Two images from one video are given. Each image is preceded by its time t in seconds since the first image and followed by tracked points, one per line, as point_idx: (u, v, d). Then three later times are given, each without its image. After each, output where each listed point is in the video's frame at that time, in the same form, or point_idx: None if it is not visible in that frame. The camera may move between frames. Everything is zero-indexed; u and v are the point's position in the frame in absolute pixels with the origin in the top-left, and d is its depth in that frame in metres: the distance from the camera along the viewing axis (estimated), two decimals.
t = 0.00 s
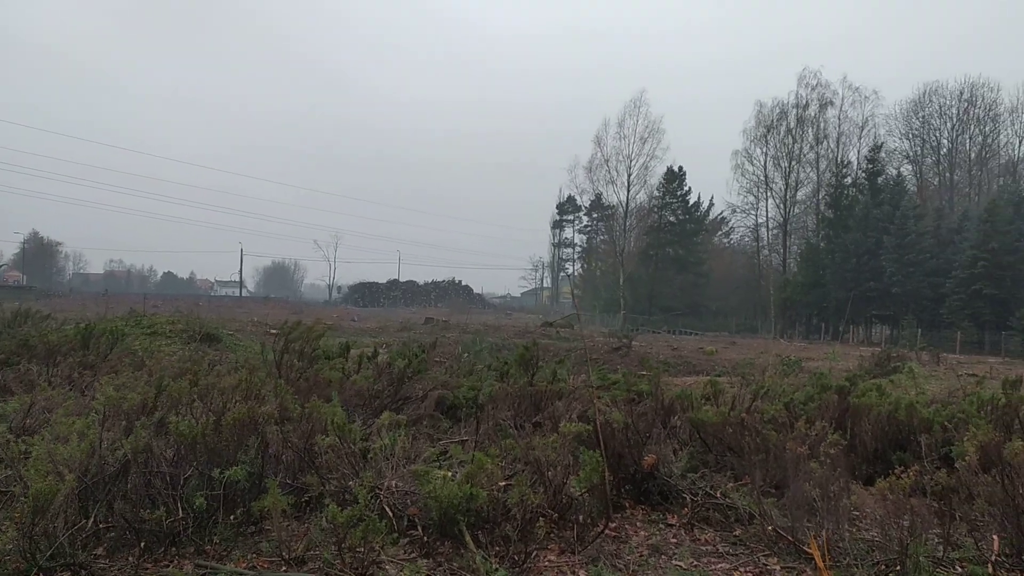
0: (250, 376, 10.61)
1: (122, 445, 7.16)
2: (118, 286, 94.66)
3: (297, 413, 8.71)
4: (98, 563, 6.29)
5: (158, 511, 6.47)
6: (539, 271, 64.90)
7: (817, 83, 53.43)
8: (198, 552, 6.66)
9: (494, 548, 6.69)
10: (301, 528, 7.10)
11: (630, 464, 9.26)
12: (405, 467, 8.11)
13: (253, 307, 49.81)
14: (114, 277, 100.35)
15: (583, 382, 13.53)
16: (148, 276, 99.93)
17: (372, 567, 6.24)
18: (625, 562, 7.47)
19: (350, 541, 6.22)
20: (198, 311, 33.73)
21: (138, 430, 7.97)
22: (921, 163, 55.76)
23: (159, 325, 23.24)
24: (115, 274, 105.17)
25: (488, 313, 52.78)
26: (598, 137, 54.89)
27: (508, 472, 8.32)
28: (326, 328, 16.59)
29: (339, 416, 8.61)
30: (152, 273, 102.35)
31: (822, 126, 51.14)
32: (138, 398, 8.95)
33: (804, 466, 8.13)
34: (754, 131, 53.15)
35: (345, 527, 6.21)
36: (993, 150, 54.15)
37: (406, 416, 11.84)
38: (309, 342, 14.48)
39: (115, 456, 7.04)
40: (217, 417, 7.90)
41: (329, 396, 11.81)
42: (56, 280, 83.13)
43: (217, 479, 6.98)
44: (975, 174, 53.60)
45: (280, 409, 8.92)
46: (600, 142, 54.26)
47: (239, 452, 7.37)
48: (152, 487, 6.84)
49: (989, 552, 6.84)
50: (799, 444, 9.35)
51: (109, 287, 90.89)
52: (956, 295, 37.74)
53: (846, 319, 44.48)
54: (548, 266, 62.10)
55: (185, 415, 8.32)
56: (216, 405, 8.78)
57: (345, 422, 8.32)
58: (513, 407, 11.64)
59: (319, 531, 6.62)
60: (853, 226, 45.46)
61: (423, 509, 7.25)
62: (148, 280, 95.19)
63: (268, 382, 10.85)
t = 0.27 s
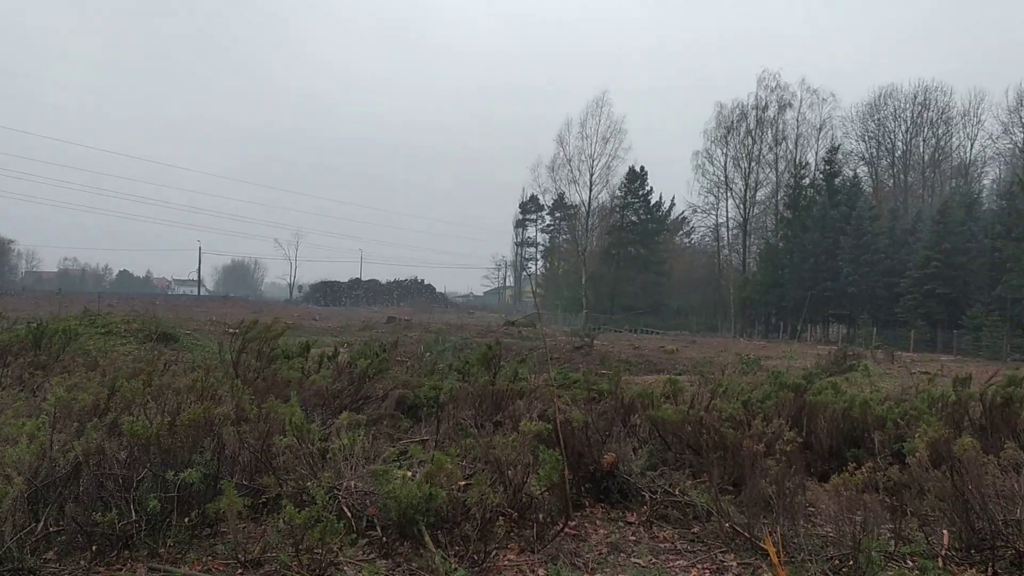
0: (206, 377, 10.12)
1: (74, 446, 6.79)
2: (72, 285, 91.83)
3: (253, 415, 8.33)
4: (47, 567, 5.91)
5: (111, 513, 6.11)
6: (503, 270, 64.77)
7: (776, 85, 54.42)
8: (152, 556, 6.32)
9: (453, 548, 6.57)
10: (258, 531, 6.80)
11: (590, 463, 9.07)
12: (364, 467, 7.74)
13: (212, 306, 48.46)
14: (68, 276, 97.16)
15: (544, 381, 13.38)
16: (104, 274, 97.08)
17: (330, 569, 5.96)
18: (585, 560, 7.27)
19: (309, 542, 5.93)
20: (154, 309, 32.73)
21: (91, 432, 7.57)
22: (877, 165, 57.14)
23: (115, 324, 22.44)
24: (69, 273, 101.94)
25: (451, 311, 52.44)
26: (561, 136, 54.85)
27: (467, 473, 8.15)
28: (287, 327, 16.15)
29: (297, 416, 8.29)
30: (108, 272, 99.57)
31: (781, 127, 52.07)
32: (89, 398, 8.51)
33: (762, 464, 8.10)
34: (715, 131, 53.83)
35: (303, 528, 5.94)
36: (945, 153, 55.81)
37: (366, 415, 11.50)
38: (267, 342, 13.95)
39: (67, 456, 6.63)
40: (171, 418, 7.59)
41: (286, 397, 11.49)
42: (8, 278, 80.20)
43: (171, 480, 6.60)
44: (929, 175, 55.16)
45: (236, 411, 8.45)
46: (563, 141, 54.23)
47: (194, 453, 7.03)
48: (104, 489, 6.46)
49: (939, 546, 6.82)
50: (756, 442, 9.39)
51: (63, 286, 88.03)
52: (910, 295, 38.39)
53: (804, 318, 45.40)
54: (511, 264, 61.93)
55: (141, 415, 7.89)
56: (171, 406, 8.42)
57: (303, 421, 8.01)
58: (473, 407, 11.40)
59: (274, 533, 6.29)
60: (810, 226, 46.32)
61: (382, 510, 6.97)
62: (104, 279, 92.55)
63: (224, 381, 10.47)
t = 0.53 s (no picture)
0: (158, 377, 9.62)
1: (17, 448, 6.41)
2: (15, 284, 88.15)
3: (206, 414, 7.89)
4: None
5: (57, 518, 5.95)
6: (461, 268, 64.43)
7: (732, 87, 55.31)
8: (101, 560, 6.27)
9: (410, 549, 6.44)
10: (211, 533, 6.63)
11: (548, 462, 9.02)
12: (320, 468, 7.37)
13: (164, 305, 47.01)
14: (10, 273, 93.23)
15: (503, 380, 13.23)
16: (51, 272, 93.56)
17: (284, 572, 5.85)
18: (542, 559, 7.21)
19: (262, 545, 5.66)
20: (102, 309, 31.54)
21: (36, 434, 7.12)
22: (829, 166, 58.53)
23: (62, 324, 21.50)
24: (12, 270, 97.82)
25: (409, 311, 51.91)
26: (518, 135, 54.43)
27: (425, 473, 7.80)
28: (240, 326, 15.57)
29: (251, 415, 7.87)
30: (54, 270, 95.95)
31: (736, 129, 52.97)
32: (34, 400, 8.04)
33: (717, 462, 8.01)
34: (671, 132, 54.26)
35: (257, 532, 5.59)
36: (894, 155, 57.51)
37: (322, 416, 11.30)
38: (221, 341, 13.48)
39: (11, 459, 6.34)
40: (120, 418, 7.17)
41: (242, 396, 11.05)
42: None
43: (120, 484, 6.39)
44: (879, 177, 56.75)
45: (189, 410, 7.97)
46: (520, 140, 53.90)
47: (145, 456, 6.65)
48: (50, 493, 6.26)
49: (889, 541, 7.00)
50: (712, 440, 9.37)
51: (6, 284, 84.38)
52: (861, 294, 39.41)
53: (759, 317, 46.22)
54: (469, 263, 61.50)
55: (88, 417, 7.46)
56: (120, 408, 7.93)
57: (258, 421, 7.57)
58: (430, 407, 11.19)
59: (227, 537, 6.15)
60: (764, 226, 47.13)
61: (338, 511, 6.70)
62: (51, 277, 89.36)
63: (177, 381, 10.06)
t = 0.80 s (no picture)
0: (118, 377, 9.37)
1: None
2: None
3: (169, 417, 7.81)
4: None
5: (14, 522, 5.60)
6: (430, 267, 64.13)
7: (700, 87, 55.83)
8: (62, 565, 5.93)
9: (379, 551, 6.18)
10: (175, 537, 6.36)
11: (517, 463, 8.85)
12: (286, 469, 7.21)
13: (127, 305, 45.69)
14: None
15: (471, 379, 13.08)
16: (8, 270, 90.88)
17: None
18: (512, 560, 7.01)
19: (226, 549, 5.44)
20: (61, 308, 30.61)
21: None
22: (795, 167, 59.42)
23: (19, 323, 20.78)
24: None
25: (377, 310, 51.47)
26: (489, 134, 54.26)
27: (394, 474, 7.62)
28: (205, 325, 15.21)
29: (216, 417, 7.79)
30: (12, 267, 93.12)
31: (703, 129, 53.46)
32: None
33: (685, 461, 8.07)
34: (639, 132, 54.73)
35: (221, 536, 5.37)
36: (858, 156, 58.62)
37: (287, 416, 10.85)
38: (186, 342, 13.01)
39: None
40: (81, 420, 7.11)
41: (206, 397, 10.72)
42: None
43: (80, 487, 6.10)
44: (843, 178, 57.81)
45: (151, 412, 7.94)
46: (490, 139, 53.70)
47: (105, 458, 6.49)
48: (8, 498, 6.00)
49: (855, 539, 6.92)
50: (681, 439, 9.27)
51: None
52: (826, 294, 40.12)
53: (726, 316, 46.75)
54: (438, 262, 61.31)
55: (48, 420, 7.28)
56: (80, 408, 7.78)
57: (223, 423, 7.52)
58: (399, 407, 10.96)
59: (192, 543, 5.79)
60: (731, 226, 47.70)
61: (305, 514, 6.54)
62: (10, 274, 86.91)
63: (138, 381, 9.72)
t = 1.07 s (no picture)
0: (80, 377, 9.11)
1: None
2: None
3: (131, 417, 7.54)
4: None
5: None
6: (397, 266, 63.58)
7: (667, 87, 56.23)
8: (19, 571, 5.57)
9: (347, 553, 6.08)
10: (137, 542, 6.10)
11: (486, 462, 8.68)
12: (253, 471, 7.04)
13: (84, 304, 44.24)
14: None
15: (440, 379, 12.88)
16: None
17: None
18: (481, 561, 6.88)
19: (192, 553, 5.20)
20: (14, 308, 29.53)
21: None
22: (760, 167, 60.28)
23: None
24: None
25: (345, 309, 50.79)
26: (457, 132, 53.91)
27: (361, 475, 7.38)
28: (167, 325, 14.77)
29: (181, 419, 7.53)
30: None
31: (670, 129, 53.92)
32: None
33: (654, 460, 8.01)
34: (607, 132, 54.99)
35: (186, 539, 5.17)
36: (821, 157, 59.69)
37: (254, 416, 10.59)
38: (148, 343, 12.51)
39: None
40: (40, 421, 6.85)
41: (169, 398, 10.43)
42: None
43: (39, 491, 5.84)
44: (807, 179, 58.84)
45: (112, 413, 7.61)
46: (458, 137, 53.36)
47: (66, 461, 6.24)
48: None
49: (821, 535, 6.89)
50: (651, 438, 9.27)
51: None
52: (790, 293, 40.73)
53: (693, 315, 47.20)
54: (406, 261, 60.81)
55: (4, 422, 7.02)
56: (38, 409, 7.47)
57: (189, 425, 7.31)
58: (367, 406, 10.76)
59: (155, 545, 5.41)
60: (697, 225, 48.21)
61: (271, 515, 6.22)
62: None
63: (99, 381, 9.40)
